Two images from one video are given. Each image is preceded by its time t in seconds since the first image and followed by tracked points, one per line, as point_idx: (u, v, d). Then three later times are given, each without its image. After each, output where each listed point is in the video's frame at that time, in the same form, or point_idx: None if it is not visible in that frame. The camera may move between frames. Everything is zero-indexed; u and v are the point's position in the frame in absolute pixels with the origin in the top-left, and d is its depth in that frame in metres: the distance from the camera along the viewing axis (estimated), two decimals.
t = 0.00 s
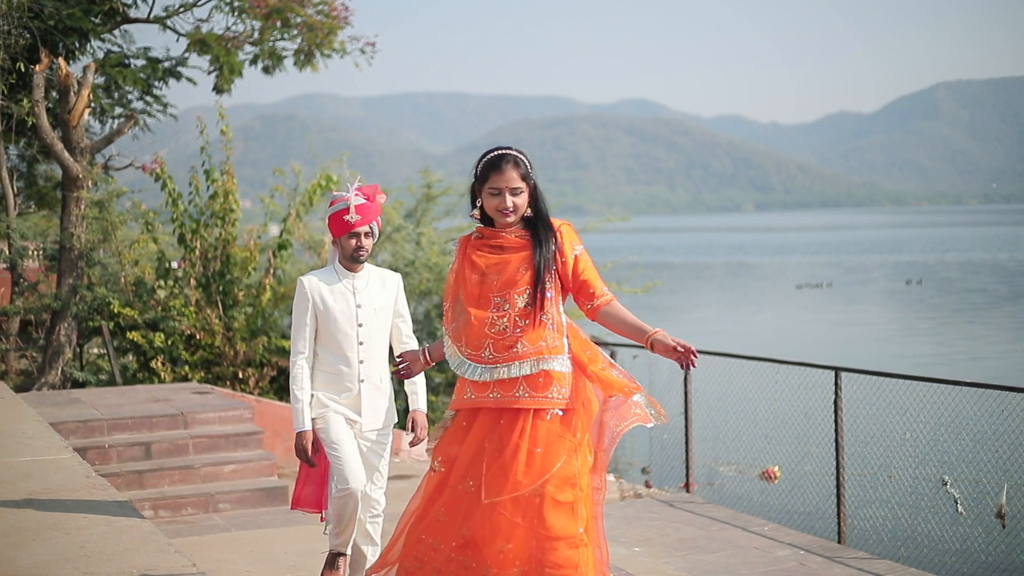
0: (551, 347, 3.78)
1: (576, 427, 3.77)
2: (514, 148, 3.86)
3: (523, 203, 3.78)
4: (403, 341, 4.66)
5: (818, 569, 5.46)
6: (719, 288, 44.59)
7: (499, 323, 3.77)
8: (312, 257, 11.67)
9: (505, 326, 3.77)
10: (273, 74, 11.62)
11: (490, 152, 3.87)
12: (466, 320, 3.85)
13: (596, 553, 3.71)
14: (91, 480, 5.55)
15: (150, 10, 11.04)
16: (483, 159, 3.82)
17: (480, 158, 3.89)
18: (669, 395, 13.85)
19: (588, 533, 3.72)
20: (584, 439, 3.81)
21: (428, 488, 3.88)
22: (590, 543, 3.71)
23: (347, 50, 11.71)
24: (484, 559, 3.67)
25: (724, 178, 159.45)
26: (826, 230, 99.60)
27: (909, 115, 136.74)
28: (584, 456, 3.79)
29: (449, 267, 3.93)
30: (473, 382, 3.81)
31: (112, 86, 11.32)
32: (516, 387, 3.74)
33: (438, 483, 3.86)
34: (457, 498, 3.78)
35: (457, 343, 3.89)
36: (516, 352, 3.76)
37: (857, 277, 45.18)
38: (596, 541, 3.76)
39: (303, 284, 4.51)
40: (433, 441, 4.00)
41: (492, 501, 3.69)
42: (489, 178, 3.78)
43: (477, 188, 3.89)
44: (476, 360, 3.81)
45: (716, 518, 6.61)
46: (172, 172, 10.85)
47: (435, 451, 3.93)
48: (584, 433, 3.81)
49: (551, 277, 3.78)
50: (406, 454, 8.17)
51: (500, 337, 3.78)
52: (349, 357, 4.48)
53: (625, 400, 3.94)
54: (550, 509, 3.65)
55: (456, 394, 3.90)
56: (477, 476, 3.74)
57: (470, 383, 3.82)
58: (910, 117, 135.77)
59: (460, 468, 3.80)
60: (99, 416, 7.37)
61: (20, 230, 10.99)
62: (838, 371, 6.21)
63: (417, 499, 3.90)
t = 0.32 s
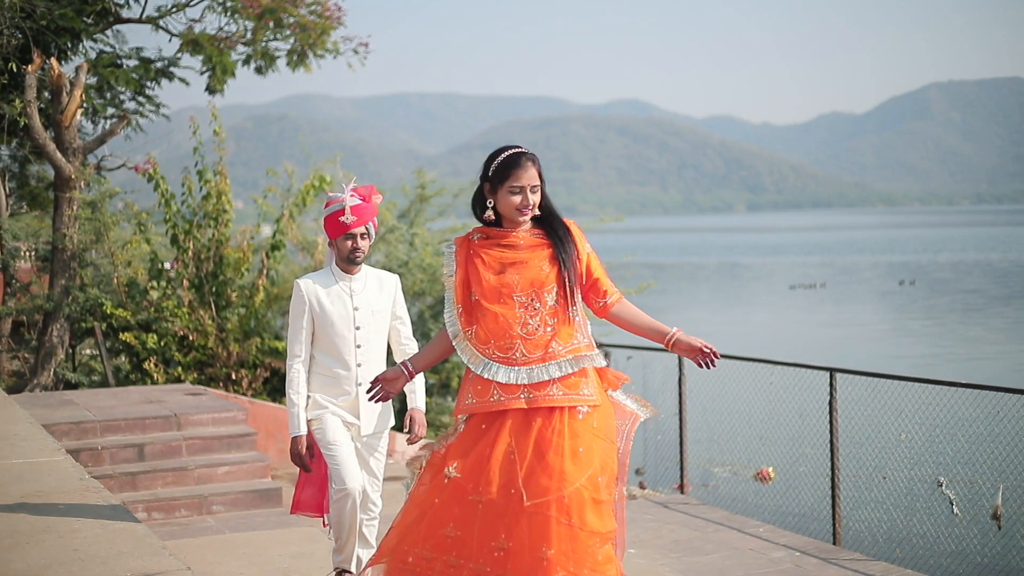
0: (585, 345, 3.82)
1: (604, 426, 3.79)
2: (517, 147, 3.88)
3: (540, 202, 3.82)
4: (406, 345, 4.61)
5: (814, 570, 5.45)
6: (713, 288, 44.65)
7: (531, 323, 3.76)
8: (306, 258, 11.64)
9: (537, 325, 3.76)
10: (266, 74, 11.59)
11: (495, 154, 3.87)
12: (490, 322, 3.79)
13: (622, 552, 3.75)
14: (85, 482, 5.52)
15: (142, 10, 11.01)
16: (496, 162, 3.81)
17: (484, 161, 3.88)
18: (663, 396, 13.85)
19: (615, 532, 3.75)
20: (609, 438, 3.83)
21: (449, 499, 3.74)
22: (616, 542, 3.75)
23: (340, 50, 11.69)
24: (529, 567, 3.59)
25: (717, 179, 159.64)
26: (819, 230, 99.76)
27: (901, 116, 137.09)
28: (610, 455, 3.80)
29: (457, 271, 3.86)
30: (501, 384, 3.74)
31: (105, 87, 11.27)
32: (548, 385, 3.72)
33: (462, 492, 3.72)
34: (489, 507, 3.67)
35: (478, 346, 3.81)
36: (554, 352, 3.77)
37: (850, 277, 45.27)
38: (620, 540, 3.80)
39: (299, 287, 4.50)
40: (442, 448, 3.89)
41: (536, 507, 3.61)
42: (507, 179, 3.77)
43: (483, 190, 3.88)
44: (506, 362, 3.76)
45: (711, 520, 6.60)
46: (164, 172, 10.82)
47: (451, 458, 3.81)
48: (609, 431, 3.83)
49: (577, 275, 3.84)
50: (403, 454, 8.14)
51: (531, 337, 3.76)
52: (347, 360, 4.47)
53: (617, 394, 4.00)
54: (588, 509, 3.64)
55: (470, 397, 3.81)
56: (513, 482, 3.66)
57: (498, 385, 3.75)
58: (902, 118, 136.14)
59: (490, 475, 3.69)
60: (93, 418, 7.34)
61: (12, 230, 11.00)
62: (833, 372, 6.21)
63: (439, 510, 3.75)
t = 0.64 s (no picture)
0: (609, 343, 3.88)
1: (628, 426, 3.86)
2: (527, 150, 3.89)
3: (558, 203, 3.86)
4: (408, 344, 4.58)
5: (813, 571, 5.46)
6: (709, 288, 44.68)
7: (566, 324, 3.79)
8: (303, 258, 11.62)
9: (571, 327, 3.80)
10: (262, 74, 11.57)
11: (508, 157, 3.86)
12: (525, 325, 3.76)
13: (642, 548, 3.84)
14: (82, 484, 5.51)
15: (139, 9, 10.97)
16: (516, 165, 3.80)
17: (498, 165, 3.86)
18: (661, 396, 13.86)
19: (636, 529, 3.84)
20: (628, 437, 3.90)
21: (488, 510, 3.64)
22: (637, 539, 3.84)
23: (336, 50, 11.66)
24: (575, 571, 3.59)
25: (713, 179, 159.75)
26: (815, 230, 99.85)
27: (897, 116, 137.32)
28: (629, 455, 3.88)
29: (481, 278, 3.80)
30: (537, 387, 3.72)
31: (101, 86, 11.24)
32: (580, 386, 3.76)
33: (503, 504, 3.64)
34: (532, 515, 3.63)
35: (513, 350, 3.76)
36: (586, 353, 3.81)
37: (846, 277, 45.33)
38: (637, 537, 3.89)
39: (299, 289, 4.49)
40: (467, 455, 3.77)
41: (583, 517, 3.61)
42: (531, 182, 3.78)
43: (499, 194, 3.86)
44: (547, 365, 3.74)
45: (709, 520, 6.60)
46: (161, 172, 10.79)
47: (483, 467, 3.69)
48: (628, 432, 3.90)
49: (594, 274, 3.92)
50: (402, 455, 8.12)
51: (567, 339, 3.78)
52: (349, 363, 4.46)
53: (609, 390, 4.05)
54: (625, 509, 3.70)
55: (504, 401, 3.73)
56: (557, 493, 3.64)
57: (534, 387, 3.72)
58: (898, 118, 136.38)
59: (534, 485, 3.65)
60: (90, 419, 7.32)
61: (8, 230, 11.00)
62: (832, 372, 6.20)
63: (474, 522, 3.64)
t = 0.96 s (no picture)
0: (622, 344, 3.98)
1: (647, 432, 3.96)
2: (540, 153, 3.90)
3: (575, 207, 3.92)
4: (407, 345, 4.61)
5: (813, 573, 5.45)
6: (708, 288, 44.72)
7: (596, 327, 3.85)
8: (301, 259, 11.60)
9: (600, 330, 3.87)
10: (260, 74, 11.54)
11: (526, 161, 3.85)
12: (562, 328, 3.79)
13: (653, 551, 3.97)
14: (80, 486, 5.49)
15: (136, 9, 10.94)
16: (539, 170, 3.79)
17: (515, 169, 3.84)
18: (660, 397, 13.87)
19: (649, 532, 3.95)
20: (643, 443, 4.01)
21: (535, 521, 3.63)
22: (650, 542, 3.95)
23: (334, 50, 11.64)
24: None
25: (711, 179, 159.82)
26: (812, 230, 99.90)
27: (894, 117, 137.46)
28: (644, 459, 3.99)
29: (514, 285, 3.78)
30: (580, 390, 3.75)
31: (98, 86, 11.22)
32: (613, 388, 3.83)
33: (549, 514, 3.64)
34: (578, 520, 3.65)
35: (553, 355, 3.77)
36: (612, 355, 3.88)
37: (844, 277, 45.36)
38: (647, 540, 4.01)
39: (299, 289, 4.47)
40: (504, 464, 3.72)
41: (627, 522, 3.67)
42: (558, 187, 3.80)
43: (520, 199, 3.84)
44: (584, 368, 3.78)
45: (709, 522, 6.59)
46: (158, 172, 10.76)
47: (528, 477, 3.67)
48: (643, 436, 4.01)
49: (605, 275, 4.02)
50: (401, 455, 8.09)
51: (598, 342, 3.84)
52: (350, 363, 4.45)
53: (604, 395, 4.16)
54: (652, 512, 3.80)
55: (548, 408, 3.73)
56: (601, 501, 3.68)
57: (577, 391, 3.75)
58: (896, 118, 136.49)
59: (579, 493, 3.67)
60: (88, 420, 7.30)
61: (5, 230, 10.99)
62: (832, 373, 6.18)
63: (519, 534, 3.62)
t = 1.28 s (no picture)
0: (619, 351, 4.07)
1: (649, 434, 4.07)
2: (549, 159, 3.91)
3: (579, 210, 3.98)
4: (402, 339, 4.65)
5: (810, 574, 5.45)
6: (702, 288, 44.78)
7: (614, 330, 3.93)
8: (295, 259, 11.55)
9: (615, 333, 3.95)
10: (254, 74, 11.52)
11: (539, 167, 3.82)
12: (593, 333, 3.82)
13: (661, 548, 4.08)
14: (75, 488, 5.47)
15: (130, 8, 10.90)
16: (559, 177, 3.79)
17: (527, 176, 3.80)
18: (655, 398, 13.87)
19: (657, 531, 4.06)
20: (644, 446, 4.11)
21: (587, 526, 3.62)
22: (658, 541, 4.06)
23: (328, 50, 11.61)
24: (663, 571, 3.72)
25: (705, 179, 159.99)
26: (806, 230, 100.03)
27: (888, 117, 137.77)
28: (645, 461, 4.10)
29: (547, 290, 3.75)
30: (609, 394, 3.80)
31: (92, 86, 11.18)
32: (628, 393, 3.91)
33: (601, 519, 3.64)
34: (626, 521, 3.68)
35: (587, 359, 3.78)
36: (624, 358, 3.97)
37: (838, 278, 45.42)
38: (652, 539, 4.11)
39: (295, 282, 4.44)
40: (547, 473, 3.69)
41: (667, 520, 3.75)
42: (577, 192, 3.83)
43: (539, 206, 3.82)
44: (610, 371, 3.83)
45: (705, 523, 6.59)
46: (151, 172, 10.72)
47: (574, 485, 3.66)
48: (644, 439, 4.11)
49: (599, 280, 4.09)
50: (397, 457, 8.03)
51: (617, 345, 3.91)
52: (348, 358, 4.44)
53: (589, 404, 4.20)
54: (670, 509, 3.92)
55: (582, 416, 3.74)
56: (640, 503, 3.72)
57: (607, 397, 3.80)
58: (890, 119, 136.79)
59: (623, 495, 3.70)
60: (82, 421, 7.27)
61: None
62: (827, 374, 6.17)
63: (571, 541, 3.60)
